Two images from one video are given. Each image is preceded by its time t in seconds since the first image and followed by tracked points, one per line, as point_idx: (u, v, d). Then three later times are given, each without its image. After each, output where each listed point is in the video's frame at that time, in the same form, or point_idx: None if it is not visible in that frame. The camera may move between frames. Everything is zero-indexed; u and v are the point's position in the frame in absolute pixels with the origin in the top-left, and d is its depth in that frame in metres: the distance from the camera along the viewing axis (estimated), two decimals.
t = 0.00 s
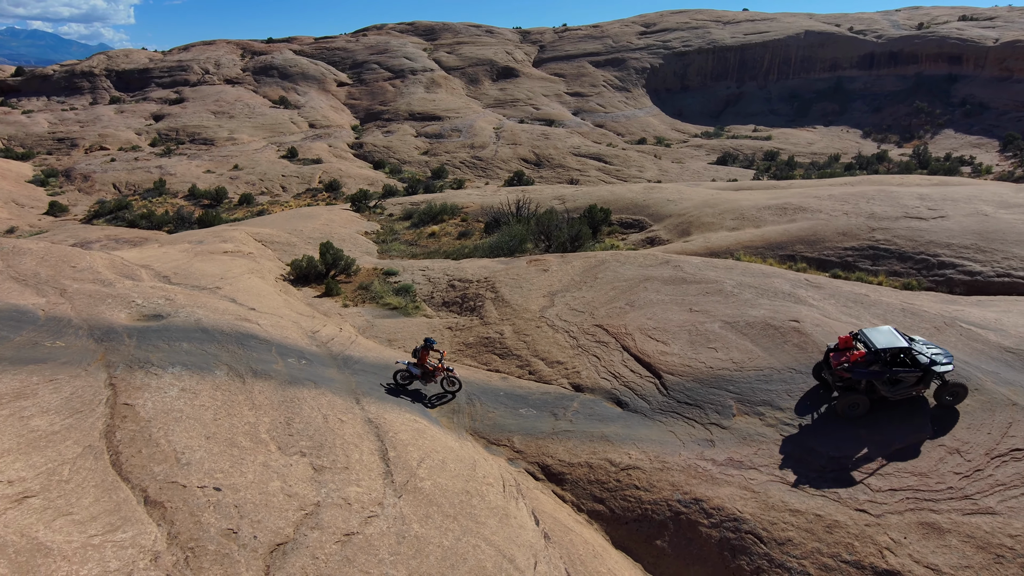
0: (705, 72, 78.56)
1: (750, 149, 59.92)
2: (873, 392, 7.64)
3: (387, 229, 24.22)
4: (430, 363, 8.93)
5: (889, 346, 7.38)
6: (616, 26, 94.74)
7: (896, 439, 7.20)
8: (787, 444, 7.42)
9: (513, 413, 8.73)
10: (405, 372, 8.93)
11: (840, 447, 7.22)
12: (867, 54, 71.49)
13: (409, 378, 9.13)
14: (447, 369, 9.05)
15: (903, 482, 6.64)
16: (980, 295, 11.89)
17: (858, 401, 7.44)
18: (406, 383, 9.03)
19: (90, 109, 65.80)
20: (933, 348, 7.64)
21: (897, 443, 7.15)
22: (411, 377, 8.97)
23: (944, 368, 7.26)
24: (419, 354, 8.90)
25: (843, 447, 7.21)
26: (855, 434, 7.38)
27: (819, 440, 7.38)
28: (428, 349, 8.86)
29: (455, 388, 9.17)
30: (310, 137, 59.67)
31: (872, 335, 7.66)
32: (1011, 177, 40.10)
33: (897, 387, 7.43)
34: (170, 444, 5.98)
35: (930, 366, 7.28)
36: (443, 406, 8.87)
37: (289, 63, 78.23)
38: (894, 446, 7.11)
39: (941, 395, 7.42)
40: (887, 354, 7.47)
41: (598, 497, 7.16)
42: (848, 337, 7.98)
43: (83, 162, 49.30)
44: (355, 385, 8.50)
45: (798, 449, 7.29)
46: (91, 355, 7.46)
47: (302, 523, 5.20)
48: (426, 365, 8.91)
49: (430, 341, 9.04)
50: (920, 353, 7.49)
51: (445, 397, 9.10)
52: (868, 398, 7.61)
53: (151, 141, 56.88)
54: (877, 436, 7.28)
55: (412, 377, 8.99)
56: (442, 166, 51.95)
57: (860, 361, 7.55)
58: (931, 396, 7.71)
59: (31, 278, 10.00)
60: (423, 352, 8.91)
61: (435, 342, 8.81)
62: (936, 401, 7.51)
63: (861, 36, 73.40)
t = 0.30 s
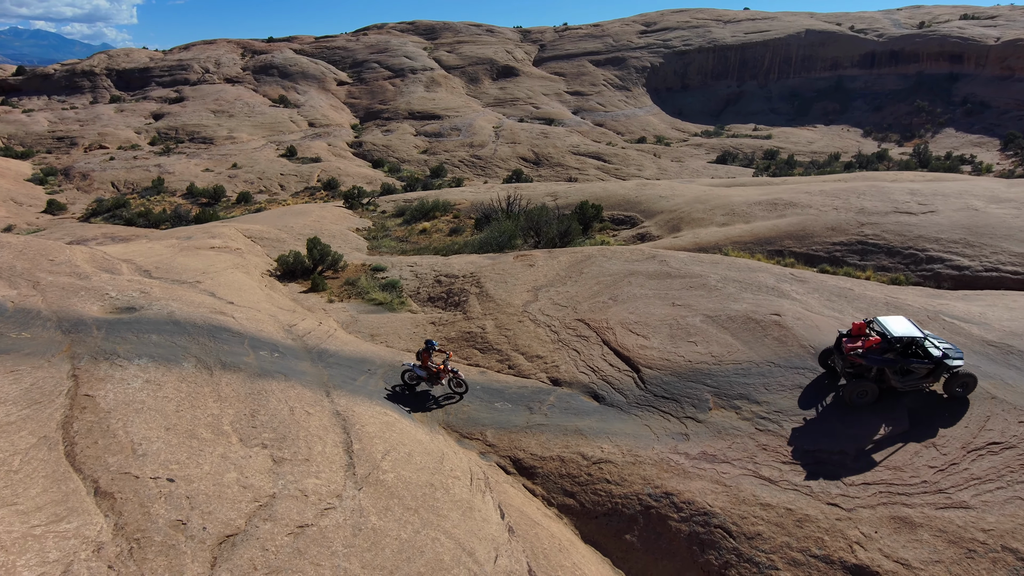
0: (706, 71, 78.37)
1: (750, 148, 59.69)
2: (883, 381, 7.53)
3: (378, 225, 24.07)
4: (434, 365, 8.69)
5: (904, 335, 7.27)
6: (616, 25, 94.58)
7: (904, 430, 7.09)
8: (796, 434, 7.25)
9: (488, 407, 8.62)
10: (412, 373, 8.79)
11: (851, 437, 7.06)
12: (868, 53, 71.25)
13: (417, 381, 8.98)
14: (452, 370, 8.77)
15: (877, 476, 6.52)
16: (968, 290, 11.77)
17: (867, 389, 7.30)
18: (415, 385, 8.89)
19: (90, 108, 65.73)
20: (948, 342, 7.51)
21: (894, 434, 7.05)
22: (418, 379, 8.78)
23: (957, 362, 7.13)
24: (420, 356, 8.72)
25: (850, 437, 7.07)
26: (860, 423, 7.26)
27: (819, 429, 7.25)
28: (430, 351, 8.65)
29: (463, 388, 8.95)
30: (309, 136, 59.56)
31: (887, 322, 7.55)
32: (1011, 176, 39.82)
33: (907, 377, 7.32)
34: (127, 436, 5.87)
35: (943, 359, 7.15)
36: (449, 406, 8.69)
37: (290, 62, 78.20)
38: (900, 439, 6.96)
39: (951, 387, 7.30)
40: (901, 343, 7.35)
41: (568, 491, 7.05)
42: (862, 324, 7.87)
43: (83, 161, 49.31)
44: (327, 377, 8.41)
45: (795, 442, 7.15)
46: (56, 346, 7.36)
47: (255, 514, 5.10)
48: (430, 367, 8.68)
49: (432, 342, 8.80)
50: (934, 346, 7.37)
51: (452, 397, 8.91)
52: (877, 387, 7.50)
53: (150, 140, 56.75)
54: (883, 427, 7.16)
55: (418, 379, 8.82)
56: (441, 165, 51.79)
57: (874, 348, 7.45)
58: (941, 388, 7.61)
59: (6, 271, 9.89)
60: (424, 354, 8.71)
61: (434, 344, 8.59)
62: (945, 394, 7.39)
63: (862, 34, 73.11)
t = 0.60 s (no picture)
0: (705, 70, 78.22)
1: (749, 147, 59.49)
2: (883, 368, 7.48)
3: (368, 222, 23.93)
4: (436, 362, 8.49)
5: (905, 318, 7.28)
6: (616, 25, 94.47)
7: (904, 416, 7.03)
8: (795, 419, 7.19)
9: (461, 400, 8.55)
10: (414, 372, 8.61)
11: (851, 423, 7.00)
12: (868, 52, 71.05)
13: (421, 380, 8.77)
14: (455, 369, 8.51)
15: (845, 468, 6.44)
16: (952, 283, 11.67)
17: (869, 374, 7.25)
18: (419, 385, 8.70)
19: (89, 107, 65.57)
20: (947, 329, 7.50)
21: (894, 421, 6.99)
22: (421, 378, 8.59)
23: (958, 346, 7.08)
24: (422, 353, 8.54)
25: (849, 422, 7.02)
26: (859, 409, 7.20)
27: (818, 414, 7.20)
28: (431, 348, 8.44)
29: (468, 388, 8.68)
30: (308, 135, 59.47)
31: (887, 307, 7.55)
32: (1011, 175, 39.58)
33: (909, 362, 7.27)
34: (82, 425, 5.79)
35: (943, 344, 7.13)
36: (450, 408, 8.36)
37: (289, 61, 78.11)
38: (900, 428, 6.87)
39: (952, 373, 7.25)
40: (902, 327, 7.35)
41: (535, 483, 6.98)
42: (862, 310, 7.86)
43: (80, 159, 48.82)
44: (298, 369, 8.35)
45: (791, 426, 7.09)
46: (19, 337, 7.28)
47: (204, 504, 5.03)
48: (432, 363, 8.51)
49: (434, 340, 8.59)
50: (935, 331, 7.35)
51: (456, 399, 8.60)
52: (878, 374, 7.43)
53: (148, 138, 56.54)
54: (883, 413, 7.11)
55: (421, 377, 8.61)
56: (439, 164, 51.63)
57: (875, 333, 7.42)
58: (941, 374, 7.55)
59: None
60: (426, 350, 8.52)
61: (436, 341, 8.37)
62: (945, 380, 7.33)
63: (861, 33, 72.92)
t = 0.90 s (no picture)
0: (705, 69, 78.14)
1: (747, 145, 59.35)
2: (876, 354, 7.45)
3: (358, 218, 23.88)
4: (437, 358, 8.37)
5: (898, 304, 7.27)
6: (616, 24, 94.44)
7: (896, 401, 7.00)
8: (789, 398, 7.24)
9: (432, 390, 8.53)
10: (417, 370, 8.53)
11: (845, 407, 6.99)
12: (867, 51, 70.89)
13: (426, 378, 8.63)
14: (457, 366, 8.29)
15: (805, 456, 6.41)
16: (932, 276, 11.63)
17: (861, 360, 7.22)
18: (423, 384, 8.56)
19: (88, 106, 65.49)
20: (942, 318, 7.42)
21: (885, 404, 6.97)
22: (423, 375, 8.48)
23: (951, 334, 6.99)
24: (423, 349, 8.48)
25: (842, 406, 7.00)
26: (851, 394, 7.18)
27: (810, 396, 7.20)
28: (431, 344, 8.36)
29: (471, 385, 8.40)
30: (306, 133, 59.38)
31: (882, 293, 7.55)
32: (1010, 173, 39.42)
33: (902, 348, 7.24)
34: (36, 409, 5.75)
35: (936, 331, 7.01)
36: (451, 406, 8.15)
37: (288, 60, 78.13)
38: (894, 410, 6.87)
39: (943, 361, 7.19)
40: (895, 313, 7.33)
41: (498, 471, 6.96)
42: (857, 297, 7.88)
43: (78, 158, 48.58)
44: (266, 359, 8.33)
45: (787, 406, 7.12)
46: None
47: (151, 488, 5.01)
48: (433, 359, 8.40)
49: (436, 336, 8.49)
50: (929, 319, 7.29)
51: (458, 398, 8.35)
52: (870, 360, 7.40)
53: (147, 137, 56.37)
54: (876, 398, 7.07)
55: (424, 375, 8.50)
56: (437, 163, 51.49)
57: (869, 318, 7.43)
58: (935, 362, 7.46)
59: None
60: (427, 346, 8.47)
61: (436, 337, 8.31)
62: (939, 368, 7.26)
63: (861, 32, 72.76)
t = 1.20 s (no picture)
0: (703, 69, 78.13)
1: (745, 144, 59.26)
2: (863, 344, 7.54)
3: (347, 215, 23.93)
4: (438, 351, 8.23)
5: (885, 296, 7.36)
6: (614, 23, 94.50)
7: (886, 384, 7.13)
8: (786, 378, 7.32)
9: (400, 379, 8.61)
10: (418, 365, 8.42)
11: (839, 390, 7.09)
12: (865, 51, 70.75)
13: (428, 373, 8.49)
14: (456, 357, 8.20)
15: (758, 440, 6.48)
16: (906, 269, 11.70)
17: (850, 348, 7.31)
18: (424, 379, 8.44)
19: (87, 105, 65.44)
20: (928, 309, 7.54)
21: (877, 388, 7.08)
22: (424, 370, 8.36)
23: (938, 325, 7.15)
24: (424, 343, 8.32)
25: (837, 389, 7.12)
26: (842, 380, 7.28)
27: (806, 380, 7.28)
28: (431, 338, 8.21)
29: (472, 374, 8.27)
30: (304, 132, 59.33)
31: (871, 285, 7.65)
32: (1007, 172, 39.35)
33: (888, 339, 7.34)
34: None
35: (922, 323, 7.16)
36: (430, 396, 8.14)
37: (287, 60, 78.17)
38: (887, 388, 7.03)
39: (929, 350, 7.30)
40: (882, 305, 7.42)
41: (458, 457, 7.03)
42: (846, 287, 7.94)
43: (76, 156, 48.47)
44: (235, 348, 8.40)
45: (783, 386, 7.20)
46: None
47: (101, 468, 5.07)
48: (433, 353, 8.27)
49: (436, 330, 8.37)
50: (915, 310, 7.39)
51: (458, 391, 8.22)
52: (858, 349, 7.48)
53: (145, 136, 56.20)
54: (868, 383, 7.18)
55: (424, 370, 8.36)
56: (435, 162, 51.41)
57: (857, 308, 7.49)
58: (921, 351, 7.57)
59: None
60: (427, 340, 8.30)
61: (435, 330, 8.13)
62: (924, 357, 7.37)
63: (859, 31, 72.62)
